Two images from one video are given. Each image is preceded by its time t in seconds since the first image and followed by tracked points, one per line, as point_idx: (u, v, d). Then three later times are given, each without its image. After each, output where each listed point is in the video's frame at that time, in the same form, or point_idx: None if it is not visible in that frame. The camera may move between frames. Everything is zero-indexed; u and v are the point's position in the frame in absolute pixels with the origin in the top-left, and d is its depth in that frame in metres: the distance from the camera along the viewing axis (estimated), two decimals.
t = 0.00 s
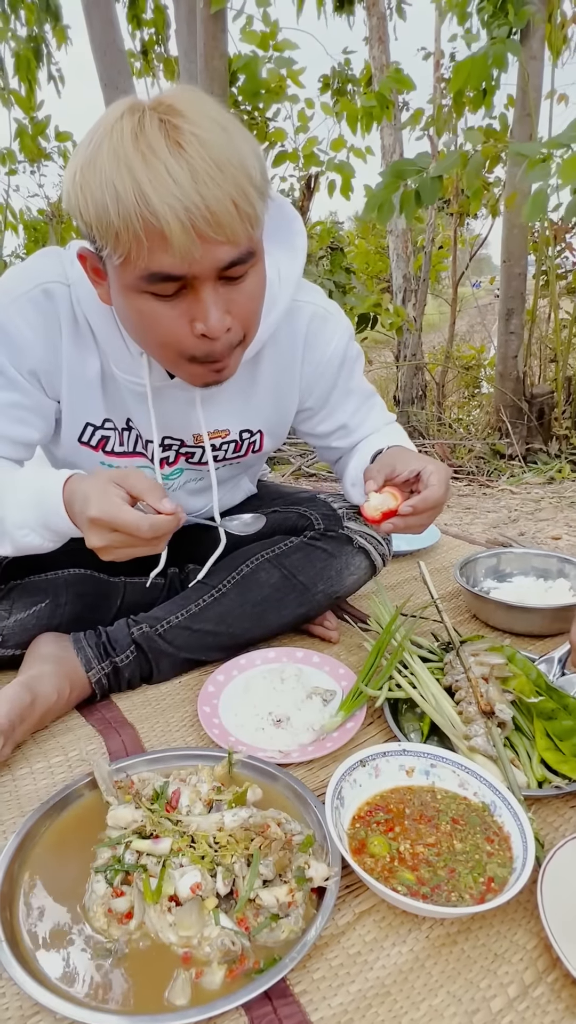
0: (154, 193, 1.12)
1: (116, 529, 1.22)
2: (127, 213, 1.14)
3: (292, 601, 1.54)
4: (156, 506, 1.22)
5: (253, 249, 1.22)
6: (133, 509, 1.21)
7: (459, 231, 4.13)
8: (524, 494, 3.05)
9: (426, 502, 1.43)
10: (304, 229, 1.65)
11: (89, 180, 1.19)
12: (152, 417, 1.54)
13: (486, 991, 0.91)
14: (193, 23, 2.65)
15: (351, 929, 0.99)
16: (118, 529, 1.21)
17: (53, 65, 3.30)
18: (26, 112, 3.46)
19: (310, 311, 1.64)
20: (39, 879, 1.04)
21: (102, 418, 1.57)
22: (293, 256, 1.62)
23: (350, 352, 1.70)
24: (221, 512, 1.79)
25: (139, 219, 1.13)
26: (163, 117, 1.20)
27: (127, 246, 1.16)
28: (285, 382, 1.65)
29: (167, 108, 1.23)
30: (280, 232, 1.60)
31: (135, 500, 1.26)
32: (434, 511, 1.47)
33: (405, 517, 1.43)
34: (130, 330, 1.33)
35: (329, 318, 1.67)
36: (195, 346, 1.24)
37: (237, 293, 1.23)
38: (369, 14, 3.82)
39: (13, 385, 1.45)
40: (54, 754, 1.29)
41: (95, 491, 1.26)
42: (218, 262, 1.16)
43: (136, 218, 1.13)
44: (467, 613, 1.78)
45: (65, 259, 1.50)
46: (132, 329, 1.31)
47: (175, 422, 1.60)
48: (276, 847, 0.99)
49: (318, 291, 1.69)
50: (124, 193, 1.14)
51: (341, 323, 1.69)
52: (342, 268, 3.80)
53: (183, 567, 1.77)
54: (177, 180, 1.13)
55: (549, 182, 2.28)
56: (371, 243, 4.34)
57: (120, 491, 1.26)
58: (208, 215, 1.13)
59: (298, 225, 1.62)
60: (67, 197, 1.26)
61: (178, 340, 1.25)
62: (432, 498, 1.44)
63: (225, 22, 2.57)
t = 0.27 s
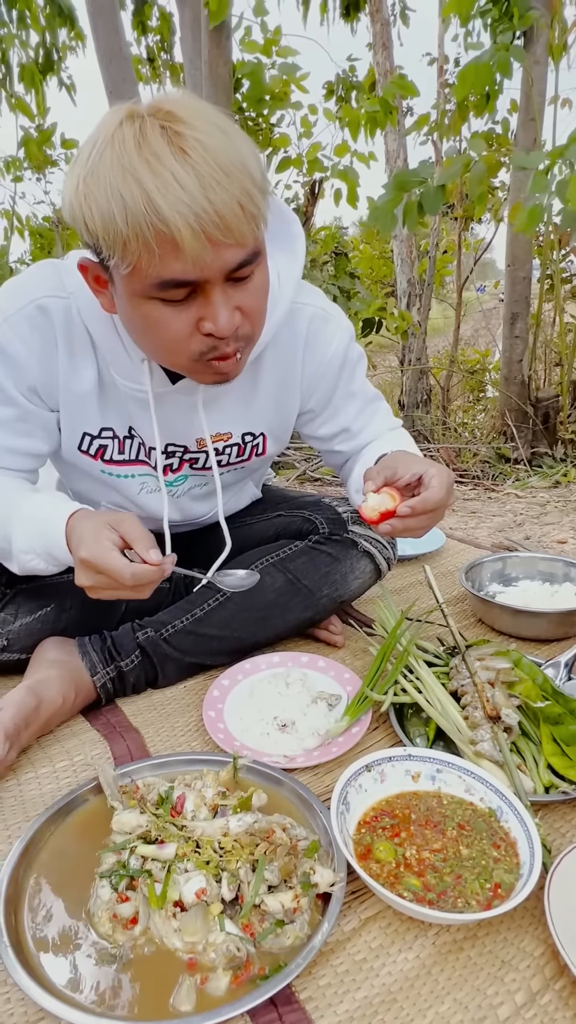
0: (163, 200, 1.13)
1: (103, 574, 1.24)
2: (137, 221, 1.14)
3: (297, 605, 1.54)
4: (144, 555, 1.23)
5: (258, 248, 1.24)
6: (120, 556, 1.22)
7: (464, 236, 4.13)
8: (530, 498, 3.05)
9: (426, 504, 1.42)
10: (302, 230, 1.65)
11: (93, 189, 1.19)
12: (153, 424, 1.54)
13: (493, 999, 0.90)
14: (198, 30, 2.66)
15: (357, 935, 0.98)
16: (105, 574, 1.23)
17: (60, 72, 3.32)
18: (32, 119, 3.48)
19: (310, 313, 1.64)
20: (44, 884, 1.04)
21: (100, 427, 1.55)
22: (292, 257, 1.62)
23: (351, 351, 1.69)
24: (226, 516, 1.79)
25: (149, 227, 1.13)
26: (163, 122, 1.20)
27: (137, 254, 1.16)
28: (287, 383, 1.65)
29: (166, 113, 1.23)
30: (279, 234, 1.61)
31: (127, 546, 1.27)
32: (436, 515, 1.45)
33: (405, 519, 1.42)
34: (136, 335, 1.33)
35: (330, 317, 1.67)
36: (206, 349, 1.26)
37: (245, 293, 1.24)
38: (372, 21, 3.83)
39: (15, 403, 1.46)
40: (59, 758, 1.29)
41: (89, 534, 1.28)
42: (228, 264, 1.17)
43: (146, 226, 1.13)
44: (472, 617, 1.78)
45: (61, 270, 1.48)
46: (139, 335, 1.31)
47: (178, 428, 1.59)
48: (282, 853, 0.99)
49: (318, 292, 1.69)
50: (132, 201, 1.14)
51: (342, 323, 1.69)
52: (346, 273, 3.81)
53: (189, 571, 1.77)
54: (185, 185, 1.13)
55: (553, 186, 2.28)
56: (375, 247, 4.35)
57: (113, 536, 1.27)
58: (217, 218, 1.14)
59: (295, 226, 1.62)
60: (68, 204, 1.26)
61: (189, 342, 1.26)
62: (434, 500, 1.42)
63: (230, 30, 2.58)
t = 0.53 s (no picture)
0: (160, 198, 1.13)
1: (101, 614, 1.22)
2: (134, 221, 1.15)
3: (304, 610, 1.52)
4: (142, 600, 1.20)
5: (254, 242, 1.24)
6: (119, 597, 1.20)
7: (471, 241, 4.13)
8: (539, 503, 3.03)
9: (429, 497, 1.41)
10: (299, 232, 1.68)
11: (88, 194, 1.19)
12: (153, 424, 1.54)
13: (503, 1010, 0.89)
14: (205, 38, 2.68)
15: (364, 944, 0.97)
16: (103, 613, 1.21)
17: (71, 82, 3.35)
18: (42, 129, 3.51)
19: (307, 313, 1.64)
20: (49, 890, 1.03)
21: (101, 433, 1.55)
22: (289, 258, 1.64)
23: (350, 350, 1.69)
24: (232, 520, 1.78)
25: (147, 227, 1.14)
26: (153, 123, 1.21)
27: (136, 254, 1.17)
28: (288, 382, 1.64)
29: (155, 114, 1.24)
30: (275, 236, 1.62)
31: (128, 587, 1.25)
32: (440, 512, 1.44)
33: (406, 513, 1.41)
34: (138, 340, 1.34)
35: (328, 317, 1.67)
36: (209, 346, 1.26)
37: (244, 287, 1.25)
38: (379, 28, 3.84)
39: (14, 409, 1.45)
40: (65, 764, 1.29)
41: (91, 572, 1.27)
42: (227, 258, 1.18)
43: (144, 226, 1.14)
44: (481, 622, 1.76)
45: (57, 279, 1.49)
46: (142, 339, 1.32)
47: (178, 431, 1.59)
48: (288, 859, 0.98)
49: (316, 293, 1.70)
50: (128, 202, 1.15)
51: (340, 322, 1.69)
52: (354, 279, 3.81)
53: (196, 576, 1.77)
54: (180, 183, 1.14)
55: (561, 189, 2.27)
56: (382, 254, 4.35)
57: (114, 577, 1.26)
58: (214, 214, 1.14)
59: (290, 228, 1.64)
60: (63, 210, 1.26)
61: (192, 341, 1.26)
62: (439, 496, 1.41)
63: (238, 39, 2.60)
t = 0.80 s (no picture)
0: (163, 204, 1.14)
1: (115, 643, 1.22)
2: (138, 227, 1.15)
3: (312, 614, 1.52)
4: (156, 629, 1.20)
5: (256, 244, 1.25)
6: (133, 627, 1.20)
7: (482, 247, 4.13)
8: (551, 509, 3.02)
9: (424, 502, 1.40)
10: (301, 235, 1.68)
11: (91, 201, 1.20)
12: (157, 425, 1.55)
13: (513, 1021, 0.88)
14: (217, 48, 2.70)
15: (372, 951, 0.96)
16: (117, 641, 1.21)
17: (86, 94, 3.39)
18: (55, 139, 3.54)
19: (309, 315, 1.64)
20: (56, 894, 1.03)
21: (108, 435, 1.57)
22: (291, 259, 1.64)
23: (353, 351, 1.69)
24: (241, 524, 1.78)
25: (151, 232, 1.15)
26: (153, 130, 1.22)
27: (140, 260, 1.18)
28: (291, 384, 1.64)
29: (156, 121, 1.24)
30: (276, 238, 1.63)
31: (142, 614, 1.25)
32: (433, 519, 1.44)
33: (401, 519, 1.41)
34: (144, 346, 1.34)
35: (331, 318, 1.67)
36: (215, 349, 1.27)
37: (247, 290, 1.26)
38: (389, 36, 3.85)
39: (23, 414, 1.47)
40: (73, 768, 1.28)
41: (106, 599, 1.26)
42: (230, 261, 1.19)
43: (148, 232, 1.15)
44: (491, 628, 1.75)
45: (61, 283, 1.51)
46: (148, 345, 1.33)
47: (182, 433, 1.60)
48: (295, 866, 0.97)
49: (319, 295, 1.70)
50: (131, 209, 1.15)
51: (343, 324, 1.69)
52: (364, 286, 3.81)
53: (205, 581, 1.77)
54: (183, 188, 1.14)
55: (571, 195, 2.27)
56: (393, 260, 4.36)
57: (128, 604, 1.25)
58: (217, 218, 1.15)
59: (293, 229, 1.65)
60: (66, 217, 1.27)
61: (198, 345, 1.27)
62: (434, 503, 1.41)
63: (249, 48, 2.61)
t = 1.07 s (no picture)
0: (177, 213, 1.12)
1: (131, 661, 1.20)
2: (152, 236, 1.14)
3: (326, 627, 1.50)
4: (173, 648, 1.18)
5: (271, 250, 1.24)
6: (151, 645, 1.18)
7: (497, 254, 4.09)
8: (568, 518, 2.97)
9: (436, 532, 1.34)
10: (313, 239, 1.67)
11: (104, 210, 1.19)
12: (169, 434, 1.54)
13: None
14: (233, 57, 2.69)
15: (388, 981, 0.93)
16: (133, 660, 1.19)
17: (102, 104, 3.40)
18: (71, 149, 3.56)
19: (322, 322, 1.62)
20: (65, 915, 1.01)
21: (120, 444, 1.56)
22: (303, 264, 1.62)
23: (366, 358, 1.67)
24: (254, 534, 1.76)
25: (165, 241, 1.13)
26: (165, 137, 1.21)
27: (155, 270, 1.17)
28: (304, 391, 1.62)
29: (168, 128, 1.23)
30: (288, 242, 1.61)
31: (159, 634, 1.23)
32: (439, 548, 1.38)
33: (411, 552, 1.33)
34: (158, 355, 1.33)
35: (343, 324, 1.65)
36: (230, 356, 1.25)
37: (262, 296, 1.24)
38: (404, 44, 3.84)
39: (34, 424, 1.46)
40: (83, 784, 1.26)
41: (123, 617, 1.25)
42: (246, 267, 1.17)
43: (162, 241, 1.13)
44: (510, 642, 1.72)
45: (73, 291, 1.50)
46: (163, 354, 1.32)
47: (194, 441, 1.58)
48: (309, 890, 0.94)
49: (331, 300, 1.68)
50: (145, 218, 1.14)
51: (356, 330, 1.67)
52: (379, 293, 3.79)
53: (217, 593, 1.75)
54: (197, 196, 1.13)
55: None
56: (408, 267, 4.34)
57: (146, 624, 1.24)
58: (231, 225, 1.14)
59: (305, 234, 1.63)
60: (78, 226, 1.26)
61: (213, 353, 1.26)
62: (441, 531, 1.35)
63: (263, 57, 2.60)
